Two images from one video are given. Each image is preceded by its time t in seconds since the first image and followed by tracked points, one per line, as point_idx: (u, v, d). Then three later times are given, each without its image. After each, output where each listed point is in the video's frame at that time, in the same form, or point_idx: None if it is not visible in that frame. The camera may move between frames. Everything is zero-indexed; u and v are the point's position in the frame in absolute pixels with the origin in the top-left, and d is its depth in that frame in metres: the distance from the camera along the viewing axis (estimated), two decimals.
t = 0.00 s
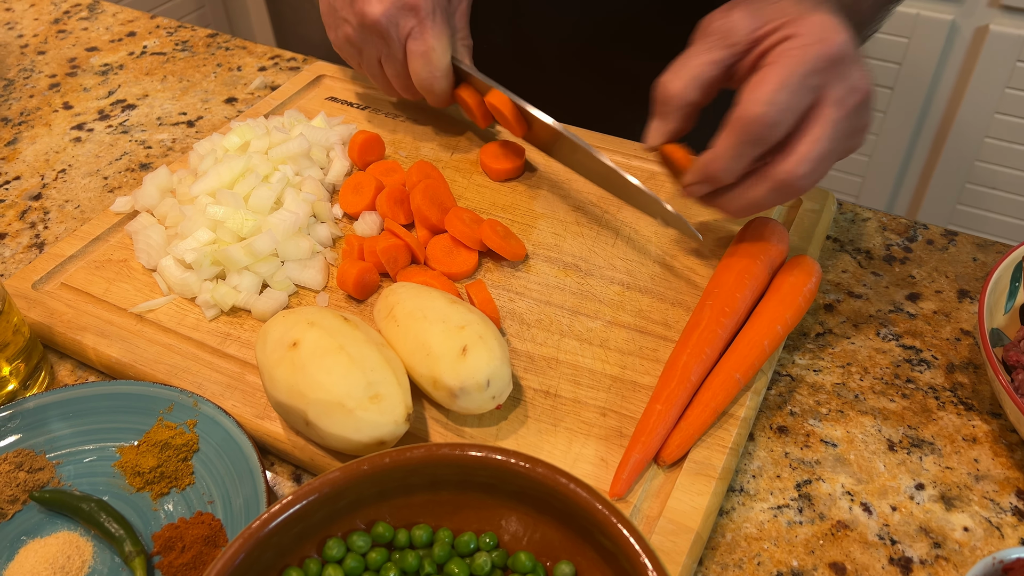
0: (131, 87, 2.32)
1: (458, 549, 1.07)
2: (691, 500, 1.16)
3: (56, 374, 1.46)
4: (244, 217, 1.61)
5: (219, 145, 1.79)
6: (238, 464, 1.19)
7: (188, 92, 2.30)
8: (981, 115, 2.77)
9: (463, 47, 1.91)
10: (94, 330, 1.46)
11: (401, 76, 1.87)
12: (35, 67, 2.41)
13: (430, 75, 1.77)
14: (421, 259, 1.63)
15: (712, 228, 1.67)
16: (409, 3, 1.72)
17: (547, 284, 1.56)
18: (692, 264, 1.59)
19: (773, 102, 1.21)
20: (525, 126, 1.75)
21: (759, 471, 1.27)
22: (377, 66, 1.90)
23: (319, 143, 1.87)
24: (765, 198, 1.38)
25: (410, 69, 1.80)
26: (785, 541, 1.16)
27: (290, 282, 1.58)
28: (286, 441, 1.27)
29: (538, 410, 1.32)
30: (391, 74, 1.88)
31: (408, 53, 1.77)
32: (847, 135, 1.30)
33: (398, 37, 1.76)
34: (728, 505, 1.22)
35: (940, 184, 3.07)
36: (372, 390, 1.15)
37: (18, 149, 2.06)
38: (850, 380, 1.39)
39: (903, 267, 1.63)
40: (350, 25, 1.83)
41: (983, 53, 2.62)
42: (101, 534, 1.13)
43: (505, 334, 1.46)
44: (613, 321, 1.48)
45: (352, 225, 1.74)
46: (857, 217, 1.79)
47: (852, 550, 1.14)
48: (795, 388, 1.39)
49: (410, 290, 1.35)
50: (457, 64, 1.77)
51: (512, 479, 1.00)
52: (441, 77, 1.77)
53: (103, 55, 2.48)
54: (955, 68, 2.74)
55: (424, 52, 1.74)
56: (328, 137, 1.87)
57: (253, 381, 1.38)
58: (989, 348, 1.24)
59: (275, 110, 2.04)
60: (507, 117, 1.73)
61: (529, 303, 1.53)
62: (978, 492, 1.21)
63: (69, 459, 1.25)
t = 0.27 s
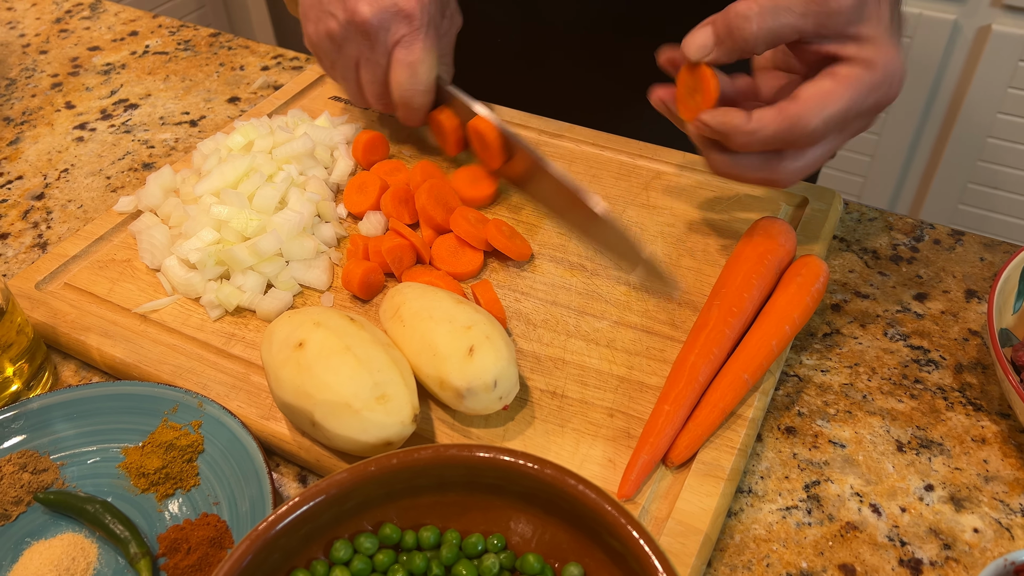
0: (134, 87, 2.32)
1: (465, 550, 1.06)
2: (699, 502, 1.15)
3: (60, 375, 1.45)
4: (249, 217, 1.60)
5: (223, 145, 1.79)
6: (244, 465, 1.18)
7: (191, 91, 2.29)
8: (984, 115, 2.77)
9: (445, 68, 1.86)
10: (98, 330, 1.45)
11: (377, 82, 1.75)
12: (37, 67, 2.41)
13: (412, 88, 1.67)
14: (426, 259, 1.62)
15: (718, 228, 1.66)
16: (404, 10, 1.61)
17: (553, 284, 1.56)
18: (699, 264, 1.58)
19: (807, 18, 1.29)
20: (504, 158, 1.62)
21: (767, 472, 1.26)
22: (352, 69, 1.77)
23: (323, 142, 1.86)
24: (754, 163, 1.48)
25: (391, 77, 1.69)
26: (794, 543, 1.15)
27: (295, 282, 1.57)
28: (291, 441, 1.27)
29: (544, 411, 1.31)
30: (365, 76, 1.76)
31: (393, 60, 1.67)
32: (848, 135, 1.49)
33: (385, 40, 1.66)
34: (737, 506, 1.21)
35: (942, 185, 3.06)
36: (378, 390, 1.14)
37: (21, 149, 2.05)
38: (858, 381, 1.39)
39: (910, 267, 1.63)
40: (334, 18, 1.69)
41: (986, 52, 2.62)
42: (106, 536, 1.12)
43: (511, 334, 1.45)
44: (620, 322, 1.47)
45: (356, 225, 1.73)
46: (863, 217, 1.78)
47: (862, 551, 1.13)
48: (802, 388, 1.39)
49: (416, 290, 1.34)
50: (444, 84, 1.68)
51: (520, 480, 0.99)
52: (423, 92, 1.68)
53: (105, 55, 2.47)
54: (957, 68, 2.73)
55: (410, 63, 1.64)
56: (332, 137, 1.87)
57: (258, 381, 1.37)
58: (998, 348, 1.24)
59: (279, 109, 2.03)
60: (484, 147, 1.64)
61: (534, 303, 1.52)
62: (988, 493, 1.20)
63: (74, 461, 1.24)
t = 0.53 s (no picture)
0: (135, 87, 2.31)
1: (468, 551, 1.06)
2: (702, 503, 1.15)
3: (61, 375, 1.45)
4: (251, 217, 1.60)
5: (225, 144, 1.78)
6: (247, 465, 1.18)
7: (192, 91, 2.29)
8: (985, 115, 2.77)
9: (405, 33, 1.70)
10: (100, 330, 1.45)
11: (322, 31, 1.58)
12: (38, 67, 2.40)
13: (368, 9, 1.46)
14: (428, 259, 1.62)
15: (721, 228, 1.66)
16: None
17: (556, 284, 1.56)
18: (701, 264, 1.58)
19: None
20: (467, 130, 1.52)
21: (770, 473, 1.26)
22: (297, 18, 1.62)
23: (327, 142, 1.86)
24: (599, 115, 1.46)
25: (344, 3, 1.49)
26: (798, 544, 1.15)
27: (298, 282, 1.57)
28: (294, 442, 1.26)
29: (547, 411, 1.31)
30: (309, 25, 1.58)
31: None
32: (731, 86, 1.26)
33: None
34: (740, 507, 1.21)
35: (942, 185, 3.05)
36: (381, 391, 1.14)
37: (22, 149, 2.05)
38: (861, 382, 1.39)
39: (913, 267, 1.62)
40: None
41: (987, 53, 2.61)
42: (109, 536, 1.12)
43: (513, 335, 1.45)
44: (622, 322, 1.47)
45: (358, 225, 1.73)
46: (866, 217, 1.78)
47: (865, 553, 1.13)
48: (806, 389, 1.39)
49: (418, 290, 1.34)
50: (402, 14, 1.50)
51: (523, 481, 0.99)
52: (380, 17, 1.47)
53: (107, 54, 2.47)
54: (959, 68, 2.74)
55: None
56: (335, 137, 1.87)
57: (260, 381, 1.37)
58: (1001, 350, 1.24)
59: (281, 109, 2.03)
60: (462, 104, 1.47)
61: (537, 303, 1.52)
62: (992, 494, 1.20)
63: (76, 461, 1.24)
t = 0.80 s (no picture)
0: (136, 87, 2.32)
1: (469, 550, 1.06)
2: (702, 502, 1.15)
3: (62, 375, 1.45)
4: (251, 217, 1.60)
5: (225, 144, 1.79)
6: (247, 465, 1.18)
7: (193, 91, 2.29)
8: (985, 116, 2.77)
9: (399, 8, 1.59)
10: (101, 330, 1.45)
11: None
12: (39, 67, 2.41)
13: None
14: (429, 259, 1.62)
15: (721, 228, 1.66)
16: None
17: (556, 285, 1.56)
18: (701, 264, 1.58)
19: None
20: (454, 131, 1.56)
21: (770, 473, 1.26)
22: None
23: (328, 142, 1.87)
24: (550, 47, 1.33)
25: None
26: (797, 544, 1.15)
27: (298, 282, 1.57)
28: (295, 441, 1.27)
29: (547, 411, 1.31)
30: None
31: None
32: None
33: None
34: (740, 506, 1.21)
35: (942, 186, 3.05)
36: (382, 390, 1.15)
37: (23, 149, 2.05)
38: (861, 381, 1.39)
39: (912, 268, 1.62)
40: None
41: (987, 52, 2.61)
42: (110, 536, 1.12)
43: (514, 334, 1.45)
44: (622, 322, 1.47)
45: (359, 225, 1.73)
46: (866, 218, 1.78)
47: (865, 552, 1.13)
48: (805, 389, 1.39)
49: (419, 290, 1.35)
50: None
51: (523, 481, 0.99)
52: None
53: (107, 55, 2.47)
54: (959, 68, 2.74)
55: None
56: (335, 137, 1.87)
57: (261, 381, 1.37)
58: (1001, 350, 1.24)
59: (281, 109, 2.03)
60: (466, 104, 1.54)
61: (537, 303, 1.52)
62: (991, 494, 1.20)
63: (77, 460, 1.24)
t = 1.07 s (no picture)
0: (136, 88, 2.33)
1: (467, 549, 1.07)
2: (700, 501, 1.16)
3: (63, 374, 1.46)
4: (252, 217, 1.61)
5: (226, 145, 1.79)
6: (247, 464, 1.19)
7: (193, 92, 2.30)
8: (984, 116, 2.77)
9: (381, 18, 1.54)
10: (102, 329, 1.46)
11: None
12: (41, 67, 2.42)
13: None
14: (428, 259, 1.63)
15: (719, 229, 1.67)
16: None
17: (555, 285, 1.57)
18: (700, 264, 1.59)
19: None
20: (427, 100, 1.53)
21: (768, 472, 1.26)
22: None
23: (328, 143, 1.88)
24: None
25: None
26: (794, 543, 1.16)
27: (298, 283, 1.58)
28: (295, 441, 1.27)
29: (546, 410, 1.32)
30: None
31: None
32: None
33: None
34: (737, 506, 1.22)
35: (942, 186, 3.05)
36: (382, 389, 1.15)
37: (24, 149, 2.06)
38: (858, 381, 1.39)
39: (910, 268, 1.63)
40: None
41: (987, 53, 2.62)
42: (110, 534, 1.13)
43: (513, 334, 1.46)
44: (621, 322, 1.47)
45: (359, 226, 1.74)
46: (864, 218, 1.78)
47: (862, 551, 1.14)
48: (803, 389, 1.39)
49: (419, 290, 1.35)
50: None
51: (522, 480, 1.00)
52: None
53: (108, 55, 2.48)
54: (958, 68, 2.74)
55: None
56: (335, 138, 1.88)
57: (261, 381, 1.38)
58: (998, 349, 1.24)
59: (282, 109, 2.04)
60: (436, 75, 1.50)
61: (536, 303, 1.53)
62: (988, 493, 1.21)
63: (78, 460, 1.25)
